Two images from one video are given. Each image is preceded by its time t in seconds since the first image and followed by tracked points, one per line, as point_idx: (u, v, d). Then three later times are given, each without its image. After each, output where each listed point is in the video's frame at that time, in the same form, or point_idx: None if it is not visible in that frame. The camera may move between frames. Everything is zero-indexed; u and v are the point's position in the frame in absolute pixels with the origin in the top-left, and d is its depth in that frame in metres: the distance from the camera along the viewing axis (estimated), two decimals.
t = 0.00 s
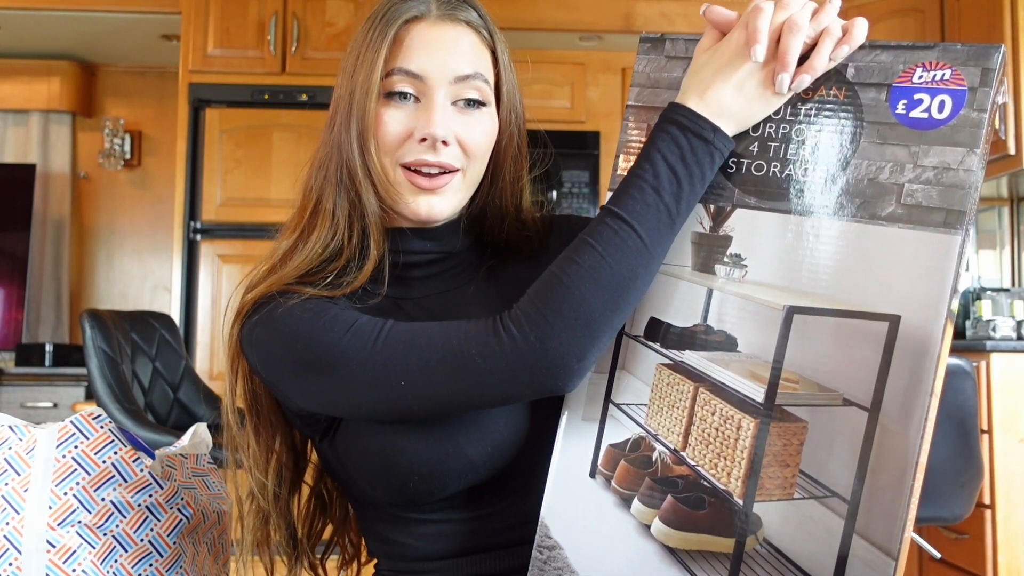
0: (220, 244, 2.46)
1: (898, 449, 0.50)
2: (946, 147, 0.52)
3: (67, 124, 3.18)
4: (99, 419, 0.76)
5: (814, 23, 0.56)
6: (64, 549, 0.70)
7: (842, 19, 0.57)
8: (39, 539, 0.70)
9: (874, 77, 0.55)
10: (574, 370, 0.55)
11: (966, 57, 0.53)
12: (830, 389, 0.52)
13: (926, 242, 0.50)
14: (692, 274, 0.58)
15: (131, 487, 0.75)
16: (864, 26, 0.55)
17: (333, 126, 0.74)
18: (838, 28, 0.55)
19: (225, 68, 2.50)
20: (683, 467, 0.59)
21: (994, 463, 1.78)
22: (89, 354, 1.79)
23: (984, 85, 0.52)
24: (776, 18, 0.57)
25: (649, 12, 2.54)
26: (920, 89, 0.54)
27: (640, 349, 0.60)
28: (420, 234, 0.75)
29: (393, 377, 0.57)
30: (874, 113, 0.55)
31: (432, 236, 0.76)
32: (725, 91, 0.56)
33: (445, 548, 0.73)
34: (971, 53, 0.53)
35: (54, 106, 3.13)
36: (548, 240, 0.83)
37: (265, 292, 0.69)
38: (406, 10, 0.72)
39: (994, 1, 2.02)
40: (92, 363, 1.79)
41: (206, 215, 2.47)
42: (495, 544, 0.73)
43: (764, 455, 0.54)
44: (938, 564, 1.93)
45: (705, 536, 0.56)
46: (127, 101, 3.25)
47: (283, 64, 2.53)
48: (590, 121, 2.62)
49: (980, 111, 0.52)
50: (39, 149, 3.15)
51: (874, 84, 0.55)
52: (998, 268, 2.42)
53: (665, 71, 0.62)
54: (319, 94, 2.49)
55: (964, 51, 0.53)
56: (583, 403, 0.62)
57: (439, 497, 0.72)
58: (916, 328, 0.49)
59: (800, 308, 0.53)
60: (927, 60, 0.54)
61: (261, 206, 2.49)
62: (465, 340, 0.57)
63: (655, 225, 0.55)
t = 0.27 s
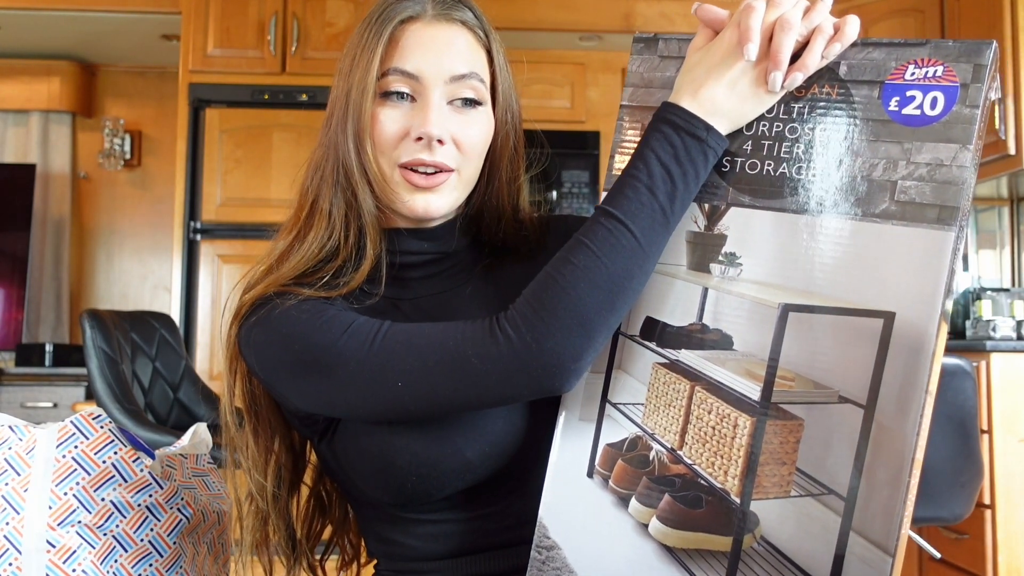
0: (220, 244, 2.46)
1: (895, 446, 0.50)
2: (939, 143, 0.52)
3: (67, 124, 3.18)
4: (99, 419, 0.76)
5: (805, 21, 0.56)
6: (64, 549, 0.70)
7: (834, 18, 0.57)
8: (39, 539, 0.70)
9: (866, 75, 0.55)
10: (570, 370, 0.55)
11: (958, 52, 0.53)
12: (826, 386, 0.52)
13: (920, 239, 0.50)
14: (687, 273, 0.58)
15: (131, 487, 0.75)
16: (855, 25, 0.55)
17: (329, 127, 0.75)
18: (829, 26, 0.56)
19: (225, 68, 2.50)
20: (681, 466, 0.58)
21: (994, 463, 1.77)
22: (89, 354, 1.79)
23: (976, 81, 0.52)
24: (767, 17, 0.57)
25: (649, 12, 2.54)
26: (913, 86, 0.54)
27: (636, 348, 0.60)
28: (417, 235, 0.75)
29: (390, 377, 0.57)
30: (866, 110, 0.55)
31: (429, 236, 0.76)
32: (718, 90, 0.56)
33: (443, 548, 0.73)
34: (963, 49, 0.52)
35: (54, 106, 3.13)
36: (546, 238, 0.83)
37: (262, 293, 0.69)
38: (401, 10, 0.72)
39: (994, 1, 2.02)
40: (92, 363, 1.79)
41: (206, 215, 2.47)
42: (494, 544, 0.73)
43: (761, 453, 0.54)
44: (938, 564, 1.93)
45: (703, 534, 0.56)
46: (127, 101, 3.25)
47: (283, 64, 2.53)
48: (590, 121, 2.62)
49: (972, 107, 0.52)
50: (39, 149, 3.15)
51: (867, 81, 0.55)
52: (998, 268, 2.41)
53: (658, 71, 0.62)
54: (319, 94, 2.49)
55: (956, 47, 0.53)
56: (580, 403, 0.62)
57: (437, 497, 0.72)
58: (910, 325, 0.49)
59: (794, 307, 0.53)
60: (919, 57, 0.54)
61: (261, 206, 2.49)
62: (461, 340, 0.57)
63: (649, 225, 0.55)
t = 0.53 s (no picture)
0: (220, 244, 2.46)
1: (893, 443, 0.50)
2: (936, 142, 0.52)
3: (67, 124, 3.18)
4: (99, 419, 0.76)
5: (802, 22, 0.56)
6: (64, 549, 0.70)
7: (831, 18, 0.57)
8: (39, 539, 0.70)
9: (863, 74, 0.55)
10: (568, 370, 0.55)
11: (954, 52, 0.53)
12: (823, 385, 0.52)
13: (917, 238, 0.50)
14: (685, 273, 0.58)
15: (131, 487, 0.75)
16: (851, 25, 0.55)
17: (328, 127, 0.75)
18: (826, 26, 0.56)
19: (224, 68, 2.50)
20: (680, 466, 0.58)
21: (994, 463, 1.77)
22: (88, 354, 1.79)
23: (972, 80, 0.52)
24: (764, 17, 0.57)
25: (649, 12, 2.54)
26: (909, 86, 0.54)
27: (635, 348, 0.60)
28: (416, 234, 0.75)
29: (389, 377, 0.57)
30: (863, 109, 0.55)
31: (428, 235, 0.75)
32: (715, 90, 0.56)
33: (443, 548, 0.73)
34: (959, 48, 0.53)
35: (54, 106, 3.13)
36: (545, 238, 0.83)
37: (262, 293, 0.69)
38: (399, 10, 0.72)
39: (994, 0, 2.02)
40: (92, 363, 1.79)
41: (206, 215, 2.47)
42: (494, 543, 0.73)
43: (759, 452, 0.54)
44: (938, 564, 1.93)
45: (702, 534, 0.56)
46: (126, 101, 3.25)
47: (283, 64, 2.53)
48: (590, 121, 2.62)
49: (969, 106, 0.52)
50: (39, 149, 3.15)
51: (863, 81, 0.55)
52: (998, 268, 2.41)
53: (655, 72, 0.62)
54: (319, 94, 2.49)
55: (952, 46, 0.53)
56: (579, 403, 0.62)
57: (437, 497, 0.72)
58: (908, 324, 0.49)
59: (793, 306, 0.53)
60: (915, 56, 0.54)
61: (261, 206, 2.49)
62: (460, 340, 0.56)
63: (646, 225, 0.55)
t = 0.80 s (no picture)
0: (221, 244, 2.46)
1: (889, 438, 0.50)
2: (928, 139, 0.52)
3: (67, 124, 3.18)
4: (99, 419, 0.76)
5: (794, 22, 0.56)
6: (64, 549, 0.70)
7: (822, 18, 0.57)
8: (39, 539, 0.70)
9: (854, 74, 0.55)
10: (569, 371, 0.55)
11: (944, 51, 0.53)
12: (818, 381, 0.52)
13: (911, 235, 0.50)
14: (680, 272, 0.58)
15: (131, 487, 0.75)
16: (843, 25, 0.55)
17: (329, 129, 0.75)
18: (818, 26, 0.56)
19: (225, 68, 2.51)
20: (677, 464, 0.58)
21: (994, 463, 1.77)
22: (89, 354, 1.79)
23: (963, 78, 0.52)
24: (756, 18, 0.57)
25: (649, 12, 2.54)
26: (901, 84, 0.54)
27: (631, 348, 0.60)
28: (417, 233, 0.75)
29: (390, 377, 0.57)
30: (855, 108, 0.55)
31: (430, 235, 0.75)
32: (709, 91, 0.56)
33: (443, 547, 0.73)
34: (948, 47, 0.53)
35: (54, 106, 3.13)
36: (544, 237, 0.83)
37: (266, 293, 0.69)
38: (399, 11, 0.72)
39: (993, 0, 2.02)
40: (92, 363, 1.79)
41: (206, 215, 2.47)
42: (494, 543, 0.73)
43: (756, 449, 0.54)
44: (938, 564, 1.93)
45: (700, 532, 0.56)
46: (127, 101, 3.25)
47: (283, 64, 2.53)
48: (590, 121, 2.62)
49: (959, 103, 0.52)
50: (39, 148, 3.16)
51: (855, 80, 0.55)
52: (998, 268, 2.41)
53: (649, 74, 0.62)
54: (319, 94, 2.49)
55: (942, 46, 0.53)
56: (576, 403, 0.61)
57: (438, 496, 0.71)
58: (902, 321, 0.49)
59: (788, 304, 0.53)
60: (906, 55, 0.54)
61: (261, 206, 2.49)
62: (462, 342, 0.56)
63: (644, 226, 0.55)
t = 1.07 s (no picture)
0: (221, 244, 2.46)
1: (896, 443, 0.50)
2: (938, 143, 0.52)
3: (67, 124, 3.18)
4: (99, 419, 0.76)
5: (804, 23, 0.56)
6: (64, 549, 0.70)
7: (832, 19, 0.57)
8: (39, 539, 0.70)
9: (865, 75, 0.55)
10: (570, 370, 0.55)
11: (956, 53, 0.53)
12: (825, 385, 0.52)
13: (920, 240, 0.50)
14: (686, 273, 0.58)
15: (131, 486, 0.75)
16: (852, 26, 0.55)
17: (326, 130, 0.74)
18: (828, 27, 0.56)
19: (225, 68, 2.50)
20: (681, 466, 0.58)
21: (994, 463, 1.77)
22: (89, 354, 1.79)
23: (975, 81, 0.52)
24: (766, 19, 0.57)
25: (649, 12, 2.54)
26: (912, 86, 0.54)
27: (636, 349, 0.60)
28: (416, 232, 0.75)
29: (389, 377, 0.57)
30: (866, 111, 0.54)
31: (429, 232, 0.76)
32: (717, 92, 0.56)
33: (444, 546, 0.73)
34: (961, 49, 0.52)
35: (54, 106, 3.13)
36: (543, 235, 0.83)
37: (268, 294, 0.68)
38: (395, 10, 0.72)
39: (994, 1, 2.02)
40: (92, 363, 1.78)
41: (207, 215, 2.47)
42: (495, 542, 0.73)
43: (761, 453, 0.54)
44: (938, 564, 1.93)
45: (703, 534, 0.56)
46: (126, 101, 3.25)
47: (283, 64, 2.53)
48: (590, 121, 2.62)
49: (971, 107, 0.52)
50: (39, 149, 3.15)
51: (866, 82, 0.55)
52: (998, 269, 2.41)
53: (658, 72, 0.62)
54: (319, 94, 2.49)
55: (954, 48, 0.53)
56: (580, 403, 0.62)
57: (438, 495, 0.72)
58: (912, 325, 0.49)
59: (796, 308, 0.53)
60: (918, 57, 0.54)
61: (261, 206, 2.49)
62: (462, 341, 0.56)
63: (648, 226, 0.55)
